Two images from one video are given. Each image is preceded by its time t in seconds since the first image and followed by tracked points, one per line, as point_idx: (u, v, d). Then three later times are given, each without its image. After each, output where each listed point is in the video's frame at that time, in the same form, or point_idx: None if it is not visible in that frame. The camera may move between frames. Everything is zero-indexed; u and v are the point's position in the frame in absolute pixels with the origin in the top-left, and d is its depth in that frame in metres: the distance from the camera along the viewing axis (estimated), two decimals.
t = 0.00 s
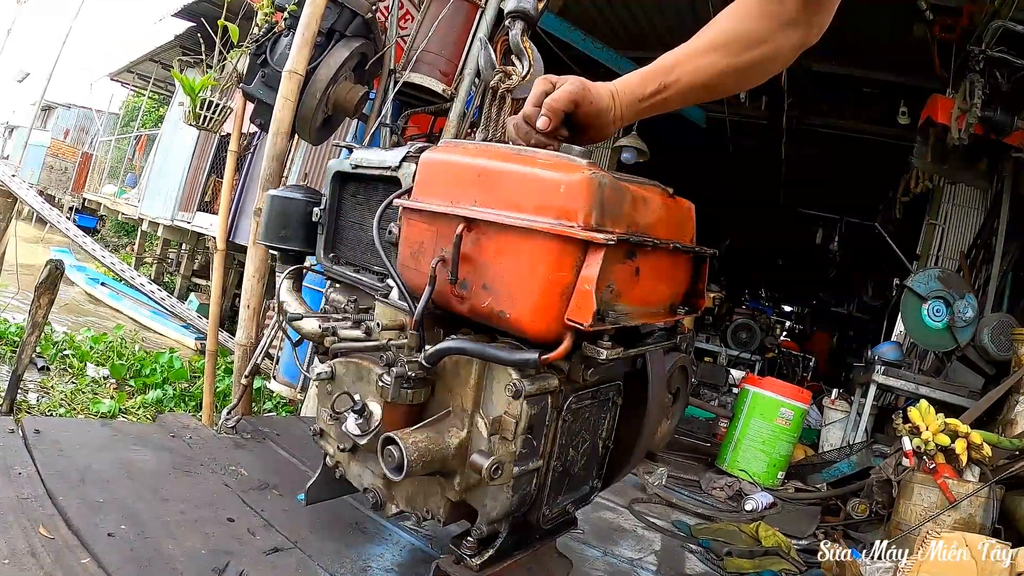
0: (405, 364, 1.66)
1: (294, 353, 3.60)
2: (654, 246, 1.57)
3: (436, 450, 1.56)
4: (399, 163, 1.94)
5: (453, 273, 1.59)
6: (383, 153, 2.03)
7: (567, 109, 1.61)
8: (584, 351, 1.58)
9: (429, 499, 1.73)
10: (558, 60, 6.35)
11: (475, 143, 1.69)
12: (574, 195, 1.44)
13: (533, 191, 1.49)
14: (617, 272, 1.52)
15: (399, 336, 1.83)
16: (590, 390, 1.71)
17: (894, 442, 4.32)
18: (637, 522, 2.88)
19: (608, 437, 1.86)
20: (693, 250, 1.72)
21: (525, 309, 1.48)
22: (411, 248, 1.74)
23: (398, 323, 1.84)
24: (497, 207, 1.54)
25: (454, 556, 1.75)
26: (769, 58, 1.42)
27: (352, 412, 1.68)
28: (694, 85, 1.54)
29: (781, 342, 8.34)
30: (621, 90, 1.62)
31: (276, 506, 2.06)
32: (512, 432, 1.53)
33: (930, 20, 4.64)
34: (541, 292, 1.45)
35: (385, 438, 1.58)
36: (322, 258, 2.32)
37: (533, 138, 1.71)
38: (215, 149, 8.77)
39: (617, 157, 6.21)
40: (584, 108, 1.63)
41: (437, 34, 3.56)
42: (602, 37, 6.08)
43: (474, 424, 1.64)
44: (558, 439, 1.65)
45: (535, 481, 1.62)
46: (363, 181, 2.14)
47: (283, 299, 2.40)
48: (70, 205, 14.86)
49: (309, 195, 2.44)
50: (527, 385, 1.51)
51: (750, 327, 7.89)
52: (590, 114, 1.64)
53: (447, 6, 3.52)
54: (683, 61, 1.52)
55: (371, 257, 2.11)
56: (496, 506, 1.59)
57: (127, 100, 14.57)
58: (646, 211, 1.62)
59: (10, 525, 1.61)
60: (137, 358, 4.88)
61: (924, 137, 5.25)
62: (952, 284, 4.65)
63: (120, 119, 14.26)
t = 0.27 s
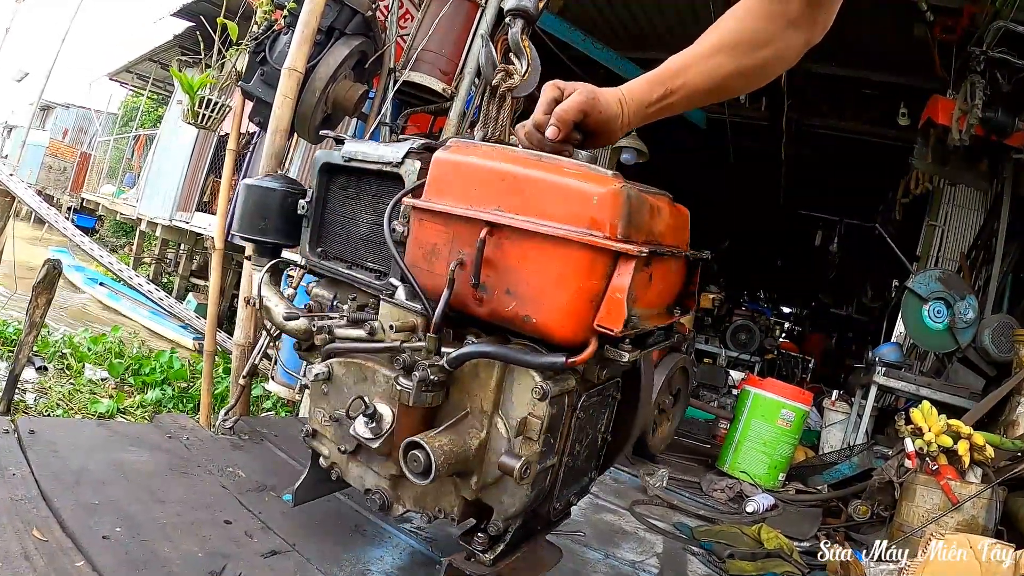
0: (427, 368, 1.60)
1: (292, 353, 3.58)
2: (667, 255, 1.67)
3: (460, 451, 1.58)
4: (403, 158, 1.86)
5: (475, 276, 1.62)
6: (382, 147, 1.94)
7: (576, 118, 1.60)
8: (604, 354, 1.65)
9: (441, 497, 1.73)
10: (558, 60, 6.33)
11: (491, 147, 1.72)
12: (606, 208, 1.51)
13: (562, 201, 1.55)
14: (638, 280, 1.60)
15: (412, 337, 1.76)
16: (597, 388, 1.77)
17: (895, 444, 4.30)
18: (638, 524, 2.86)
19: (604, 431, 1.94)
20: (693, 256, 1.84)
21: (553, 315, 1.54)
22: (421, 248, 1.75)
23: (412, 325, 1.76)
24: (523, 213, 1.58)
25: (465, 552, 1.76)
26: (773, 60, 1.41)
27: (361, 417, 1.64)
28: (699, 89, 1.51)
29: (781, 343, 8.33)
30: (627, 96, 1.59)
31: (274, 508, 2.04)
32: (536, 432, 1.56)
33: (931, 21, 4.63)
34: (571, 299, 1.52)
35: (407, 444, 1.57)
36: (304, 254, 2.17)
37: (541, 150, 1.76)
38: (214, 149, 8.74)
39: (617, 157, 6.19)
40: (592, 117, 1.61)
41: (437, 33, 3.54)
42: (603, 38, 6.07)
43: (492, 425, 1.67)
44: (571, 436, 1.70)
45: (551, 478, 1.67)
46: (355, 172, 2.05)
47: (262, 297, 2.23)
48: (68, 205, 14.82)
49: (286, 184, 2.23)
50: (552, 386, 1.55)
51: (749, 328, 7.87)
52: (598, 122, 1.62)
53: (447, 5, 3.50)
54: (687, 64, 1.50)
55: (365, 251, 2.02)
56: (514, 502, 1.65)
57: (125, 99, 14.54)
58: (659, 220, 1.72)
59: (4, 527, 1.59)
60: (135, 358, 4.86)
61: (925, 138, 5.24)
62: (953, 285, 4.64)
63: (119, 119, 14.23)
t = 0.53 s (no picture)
0: (445, 375, 1.61)
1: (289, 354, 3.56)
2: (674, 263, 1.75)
3: (478, 454, 1.61)
4: (403, 157, 1.82)
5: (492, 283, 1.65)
6: (379, 144, 1.88)
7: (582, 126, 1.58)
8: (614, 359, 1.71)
9: (448, 499, 1.70)
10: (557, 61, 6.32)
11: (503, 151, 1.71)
12: (628, 222, 1.54)
13: (583, 213, 1.57)
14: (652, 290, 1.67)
15: (421, 342, 1.74)
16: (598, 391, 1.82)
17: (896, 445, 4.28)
18: (638, 527, 2.84)
19: (598, 427, 1.97)
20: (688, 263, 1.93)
21: (571, 324, 1.59)
22: (430, 251, 1.75)
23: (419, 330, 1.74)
24: (541, 223, 1.60)
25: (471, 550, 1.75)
26: (774, 62, 1.39)
27: (370, 422, 1.64)
28: (699, 92, 1.51)
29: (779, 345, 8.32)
30: (631, 101, 1.60)
31: (272, 511, 2.02)
32: (553, 435, 1.61)
33: (931, 22, 4.63)
34: (590, 309, 1.57)
35: (426, 451, 1.57)
36: (291, 251, 2.11)
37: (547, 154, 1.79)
38: (212, 149, 8.72)
39: (617, 158, 6.18)
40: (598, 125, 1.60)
41: (437, 34, 3.53)
42: (602, 39, 6.06)
43: (505, 429, 1.70)
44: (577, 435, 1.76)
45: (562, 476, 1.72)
46: (348, 168, 2.00)
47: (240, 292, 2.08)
48: (66, 205, 14.78)
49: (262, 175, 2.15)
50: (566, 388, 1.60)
51: (748, 329, 7.86)
52: (604, 129, 1.61)
53: (447, 5, 3.48)
54: (688, 70, 1.49)
55: (358, 250, 1.99)
56: (525, 501, 1.67)
57: (124, 99, 14.51)
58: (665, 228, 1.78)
59: None
60: (133, 358, 4.84)
61: (925, 140, 5.24)
62: (953, 287, 4.63)
63: (117, 119, 14.20)
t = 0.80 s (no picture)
0: (456, 381, 1.59)
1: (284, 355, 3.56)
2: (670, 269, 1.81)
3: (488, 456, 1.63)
4: (400, 156, 1.79)
5: (500, 289, 1.66)
6: (374, 141, 1.84)
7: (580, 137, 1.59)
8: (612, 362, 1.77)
9: (448, 499, 1.72)
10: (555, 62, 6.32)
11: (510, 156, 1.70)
12: (636, 236, 1.58)
13: (595, 224, 1.59)
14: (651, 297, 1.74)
15: (424, 346, 1.71)
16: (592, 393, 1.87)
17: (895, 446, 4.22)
18: (636, 529, 2.83)
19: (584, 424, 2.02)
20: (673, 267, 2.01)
21: (580, 331, 1.63)
22: (433, 254, 1.74)
23: (420, 335, 1.71)
24: (551, 231, 1.61)
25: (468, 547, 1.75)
26: (772, 66, 1.38)
27: (373, 429, 1.62)
28: (697, 96, 1.49)
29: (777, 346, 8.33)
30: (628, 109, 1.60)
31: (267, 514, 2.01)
32: (559, 435, 1.65)
33: (928, 23, 4.64)
34: (599, 317, 1.61)
35: (440, 457, 1.58)
36: (272, 247, 2.04)
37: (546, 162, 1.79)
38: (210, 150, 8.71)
39: (615, 159, 6.18)
40: (596, 134, 1.61)
41: (435, 35, 3.50)
42: (600, 40, 6.06)
43: (507, 431, 1.72)
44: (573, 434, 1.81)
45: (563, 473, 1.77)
46: (334, 163, 1.95)
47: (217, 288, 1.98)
48: (63, 206, 14.75)
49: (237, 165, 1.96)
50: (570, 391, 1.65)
51: (746, 331, 7.86)
52: (603, 140, 1.62)
53: (445, 5, 3.46)
54: (687, 73, 1.47)
55: (346, 248, 1.95)
56: (527, 499, 1.70)
57: (121, 100, 14.49)
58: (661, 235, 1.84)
59: None
60: (130, 360, 4.82)
61: (923, 141, 5.24)
62: (951, 288, 4.62)
63: (114, 120, 14.17)
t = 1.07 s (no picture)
0: (461, 382, 1.58)
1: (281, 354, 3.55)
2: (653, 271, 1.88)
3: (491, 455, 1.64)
4: (394, 151, 1.73)
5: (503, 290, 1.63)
6: (365, 133, 1.78)
7: (572, 138, 1.58)
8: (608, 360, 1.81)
9: (446, 496, 1.72)
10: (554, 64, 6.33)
11: (508, 158, 1.70)
12: (636, 240, 1.65)
13: (599, 227, 1.62)
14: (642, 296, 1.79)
15: (424, 345, 1.68)
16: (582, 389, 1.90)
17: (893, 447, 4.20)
18: (634, 531, 2.83)
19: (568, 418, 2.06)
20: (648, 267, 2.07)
21: (584, 332, 1.64)
22: (430, 253, 1.68)
23: (419, 336, 1.68)
24: (555, 233, 1.61)
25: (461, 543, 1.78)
26: (765, 67, 1.38)
27: (375, 431, 1.60)
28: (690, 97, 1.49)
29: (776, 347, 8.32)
30: (622, 108, 1.57)
31: (262, 516, 2.01)
32: (560, 431, 1.68)
33: (926, 24, 4.65)
34: (601, 318, 1.63)
35: (447, 457, 1.57)
36: (251, 242, 1.94)
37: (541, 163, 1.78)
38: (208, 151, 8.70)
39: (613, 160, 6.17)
40: (589, 135, 1.59)
41: (432, 35, 3.50)
42: (599, 41, 6.06)
43: (506, 429, 1.71)
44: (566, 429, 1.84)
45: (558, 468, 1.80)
46: (319, 156, 1.88)
47: (190, 284, 1.93)
48: (62, 207, 14.73)
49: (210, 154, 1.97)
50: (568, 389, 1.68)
51: (745, 332, 7.86)
52: (595, 139, 1.60)
53: (443, 5, 3.46)
54: (681, 74, 1.46)
55: (329, 243, 1.88)
56: (524, 494, 1.72)
57: (120, 101, 14.49)
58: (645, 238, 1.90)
59: None
60: (128, 361, 4.80)
61: (921, 141, 5.24)
62: (949, 288, 4.62)
63: (113, 122, 14.16)
